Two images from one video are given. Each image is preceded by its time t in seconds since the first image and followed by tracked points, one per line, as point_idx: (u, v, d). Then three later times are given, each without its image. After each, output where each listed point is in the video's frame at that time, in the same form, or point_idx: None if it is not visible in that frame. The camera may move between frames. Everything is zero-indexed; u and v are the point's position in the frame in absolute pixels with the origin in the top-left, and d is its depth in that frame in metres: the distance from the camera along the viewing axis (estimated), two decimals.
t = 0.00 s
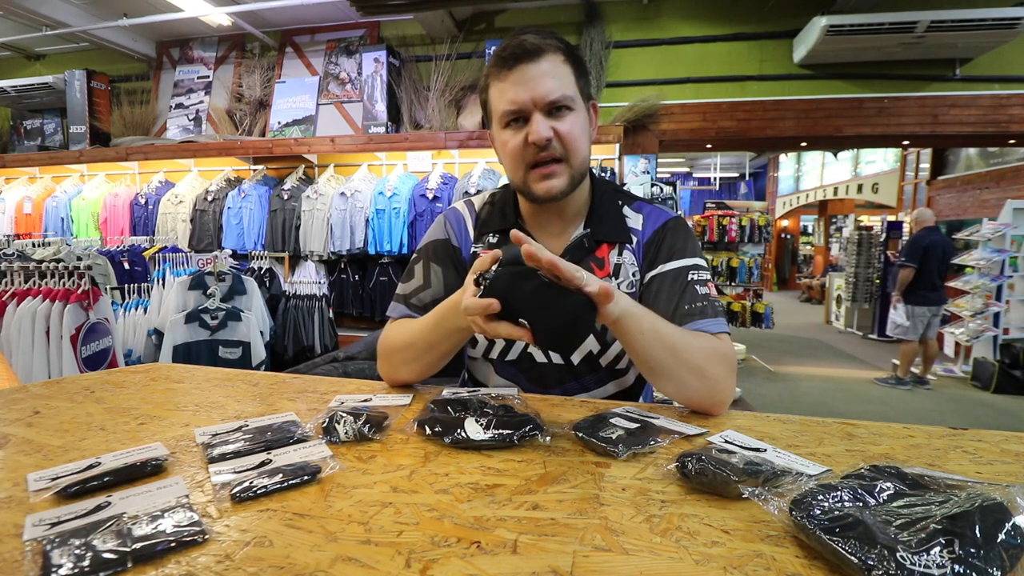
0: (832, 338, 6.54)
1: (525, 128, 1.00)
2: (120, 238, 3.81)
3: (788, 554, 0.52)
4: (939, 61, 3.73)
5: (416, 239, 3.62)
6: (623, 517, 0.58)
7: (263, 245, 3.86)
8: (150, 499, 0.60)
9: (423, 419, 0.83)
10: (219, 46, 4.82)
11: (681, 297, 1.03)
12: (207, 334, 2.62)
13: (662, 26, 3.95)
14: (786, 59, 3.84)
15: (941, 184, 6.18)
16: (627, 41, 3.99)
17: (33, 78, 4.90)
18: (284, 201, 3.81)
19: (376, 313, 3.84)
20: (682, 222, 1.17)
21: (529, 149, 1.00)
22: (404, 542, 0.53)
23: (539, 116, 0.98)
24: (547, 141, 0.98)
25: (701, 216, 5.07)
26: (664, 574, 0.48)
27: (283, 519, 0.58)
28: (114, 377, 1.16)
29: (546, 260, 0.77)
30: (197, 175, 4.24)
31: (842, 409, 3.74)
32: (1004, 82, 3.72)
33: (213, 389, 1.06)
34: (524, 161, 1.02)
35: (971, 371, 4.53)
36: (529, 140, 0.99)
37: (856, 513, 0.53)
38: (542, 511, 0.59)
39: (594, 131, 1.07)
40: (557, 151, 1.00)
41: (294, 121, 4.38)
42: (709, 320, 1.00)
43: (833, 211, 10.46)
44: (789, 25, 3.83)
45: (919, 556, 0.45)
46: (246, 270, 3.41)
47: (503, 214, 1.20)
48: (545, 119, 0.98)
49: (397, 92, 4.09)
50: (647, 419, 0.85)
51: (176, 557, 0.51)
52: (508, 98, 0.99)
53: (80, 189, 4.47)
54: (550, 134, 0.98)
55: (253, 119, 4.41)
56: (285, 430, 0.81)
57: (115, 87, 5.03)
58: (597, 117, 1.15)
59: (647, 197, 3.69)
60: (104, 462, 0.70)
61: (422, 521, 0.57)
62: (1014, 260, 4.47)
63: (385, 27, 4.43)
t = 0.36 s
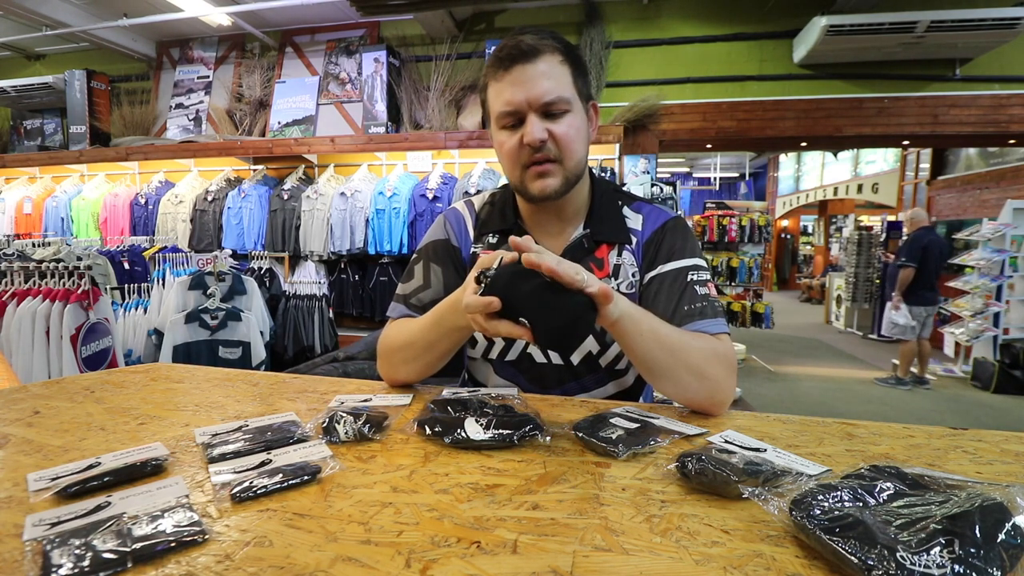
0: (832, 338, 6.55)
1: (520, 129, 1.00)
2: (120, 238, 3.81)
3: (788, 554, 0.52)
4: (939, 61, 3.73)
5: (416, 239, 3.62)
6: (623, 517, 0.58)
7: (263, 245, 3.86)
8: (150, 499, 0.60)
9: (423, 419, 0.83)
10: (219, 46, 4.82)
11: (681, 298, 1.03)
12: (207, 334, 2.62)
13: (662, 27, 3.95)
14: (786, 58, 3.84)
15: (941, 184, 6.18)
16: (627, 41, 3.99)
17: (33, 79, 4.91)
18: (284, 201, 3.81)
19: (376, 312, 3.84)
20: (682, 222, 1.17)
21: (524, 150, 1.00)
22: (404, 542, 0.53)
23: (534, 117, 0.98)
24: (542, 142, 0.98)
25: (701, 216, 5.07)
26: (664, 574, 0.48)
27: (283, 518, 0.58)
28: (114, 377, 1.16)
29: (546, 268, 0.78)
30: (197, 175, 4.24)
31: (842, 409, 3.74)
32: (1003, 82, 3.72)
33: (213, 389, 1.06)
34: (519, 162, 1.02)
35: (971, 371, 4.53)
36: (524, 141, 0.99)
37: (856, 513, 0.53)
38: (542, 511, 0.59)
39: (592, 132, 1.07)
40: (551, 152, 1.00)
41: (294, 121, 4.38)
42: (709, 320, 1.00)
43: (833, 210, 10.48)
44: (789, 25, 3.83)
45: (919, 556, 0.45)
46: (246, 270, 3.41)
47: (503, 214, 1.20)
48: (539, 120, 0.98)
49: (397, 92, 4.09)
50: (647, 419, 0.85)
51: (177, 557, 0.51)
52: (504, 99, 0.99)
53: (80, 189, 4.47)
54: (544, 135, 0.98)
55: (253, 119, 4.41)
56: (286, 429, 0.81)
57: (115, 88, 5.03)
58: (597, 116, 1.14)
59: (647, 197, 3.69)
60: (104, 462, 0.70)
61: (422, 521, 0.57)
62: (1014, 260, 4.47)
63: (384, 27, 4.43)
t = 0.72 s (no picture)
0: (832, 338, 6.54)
1: (521, 123, 1.00)
2: (120, 238, 3.81)
3: (788, 554, 0.52)
4: (940, 61, 3.73)
5: (416, 239, 3.62)
6: (623, 517, 0.58)
7: (263, 245, 3.86)
8: (151, 498, 0.60)
9: (423, 419, 0.83)
10: (219, 46, 4.82)
11: (681, 298, 1.03)
12: (207, 334, 2.62)
13: (662, 27, 3.95)
14: (786, 58, 3.84)
15: (941, 184, 6.18)
16: (627, 41, 3.99)
17: (33, 78, 4.90)
18: (284, 201, 3.81)
19: (376, 312, 3.84)
20: (681, 221, 1.17)
21: (524, 144, 1.00)
22: (404, 542, 0.53)
23: (535, 111, 0.98)
24: (542, 136, 0.98)
25: (701, 216, 5.07)
26: (663, 574, 0.48)
27: (283, 518, 0.58)
28: (114, 377, 1.17)
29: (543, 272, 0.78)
30: (197, 175, 4.24)
31: (842, 409, 3.74)
32: (1004, 82, 3.72)
33: (213, 389, 1.06)
34: (519, 157, 1.02)
35: (971, 371, 4.53)
36: (525, 135, 0.99)
37: (856, 513, 0.53)
38: (542, 511, 0.59)
39: (593, 129, 1.07)
40: (552, 146, 1.00)
41: (294, 121, 4.39)
42: (709, 320, 1.00)
43: (833, 210, 10.48)
44: (789, 25, 3.83)
45: (919, 556, 0.45)
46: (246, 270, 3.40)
47: (503, 214, 1.20)
48: (541, 114, 0.98)
49: (397, 92, 4.09)
50: (647, 420, 0.85)
51: (177, 557, 0.51)
52: (506, 93, 0.99)
53: (80, 189, 4.47)
54: (545, 128, 0.98)
55: (253, 119, 4.41)
56: (286, 429, 0.81)
57: (115, 88, 5.03)
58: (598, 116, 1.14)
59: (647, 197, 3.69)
60: (104, 462, 0.70)
61: (421, 521, 0.57)
62: (1015, 260, 4.47)
63: (385, 27, 4.43)
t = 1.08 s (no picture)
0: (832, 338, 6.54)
1: (536, 118, 0.99)
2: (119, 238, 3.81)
3: (789, 554, 0.52)
4: (939, 61, 3.73)
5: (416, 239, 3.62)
6: (623, 517, 0.58)
7: (263, 245, 3.86)
8: (150, 498, 0.60)
9: (423, 419, 0.83)
10: (219, 46, 4.83)
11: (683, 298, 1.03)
12: (207, 334, 2.62)
13: (662, 27, 3.95)
14: (786, 58, 3.84)
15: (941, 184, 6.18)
16: (627, 41, 3.99)
17: (33, 79, 4.90)
18: (284, 201, 3.81)
19: (376, 312, 3.84)
20: (682, 221, 1.17)
21: (539, 139, 0.99)
22: (404, 542, 0.53)
23: (553, 107, 0.98)
24: (558, 133, 0.98)
25: (701, 216, 5.07)
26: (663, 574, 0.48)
27: (283, 518, 0.58)
28: (114, 377, 1.17)
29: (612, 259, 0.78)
30: (197, 175, 4.24)
31: (842, 409, 3.73)
32: (1004, 82, 3.72)
33: (213, 389, 1.06)
34: (531, 152, 1.01)
35: (971, 371, 4.52)
36: (540, 130, 0.98)
37: (856, 513, 0.53)
38: (541, 511, 0.59)
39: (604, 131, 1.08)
40: (566, 144, 1.00)
41: (294, 121, 4.38)
42: (714, 320, 1.00)
43: (833, 210, 10.48)
44: (788, 25, 3.83)
45: (919, 556, 0.45)
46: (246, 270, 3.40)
47: (504, 215, 1.21)
48: (558, 112, 0.98)
49: (397, 92, 4.09)
50: (647, 419, 0.85)
51: (176, 557, 0.51)
52: (524, 87, 0.98)
53: (80, 189, 4.48)
54: (562, 125, 0.97)
55: (253, 119, 4.40)
56: (285, 429, 0.81)
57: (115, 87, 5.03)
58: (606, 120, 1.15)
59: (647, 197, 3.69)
60: (104, 462, 0.70)
61: (421, 521, 0.57)
62: (1014, 260, 4.46)
63: (384, 27, 4.43)
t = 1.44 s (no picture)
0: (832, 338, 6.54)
1: (546, 129, 0.99)
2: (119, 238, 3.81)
3: (789, 554, 0.52)
4: (940, 61, 3.73)
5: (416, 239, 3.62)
6: (623, 517, 0.58)
7: (263, 245, 3.86)
8: (150, 499, 0.60)
9: (423, 419, 0.83)
10: (219, 46, 4.83)
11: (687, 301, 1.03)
12: (207, 334, 2.62)
13: (662, 27, 3.96)
14: (786, 58, 3.84)
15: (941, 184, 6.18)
16: (627, 41, 3.99)
17: (33, 78, 4.90)
18: (284, 201, 3.81)
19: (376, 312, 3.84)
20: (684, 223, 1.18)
21: (546, 152, 1.00)
22: (404, 542, 0.53)
23: (564, 120, 0.98)
24: (567, 147, 0.98)
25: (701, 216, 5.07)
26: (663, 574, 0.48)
27: (283, 518, 0.58)
28: (114, 377, 1.17)
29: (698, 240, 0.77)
30: (197, 175, 4.24)
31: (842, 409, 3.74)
32: (1003, 82, 3.72)
33: (213, 389, 1.06)
34: (538, 163, 1.01)
35: (971, 371, 4.52)
36: (548, 143, 0.98)
37: (856, 513, 0.53)
38: (542, 511, 0.59)
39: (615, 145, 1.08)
40: (574, 159, 1.00)
41: (294, 121, 4.38)
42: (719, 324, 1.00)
43: (833, 210, 10.47)
44: (789, 25, 3.83)
45: (919, 556, 0.45)
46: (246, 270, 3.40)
47: (506, 216, 1.20)
48: (568, 125, 0.98)
49: (397, 92, 4.08)
50: (648, 420, 0.85)
51: (176, 557, 0.51)
52: (537, 96, 0.98)
53: (80, 189, 4.48)
54: (571, 140, 0.98)
55: (253, 119, 4.40)
56: (286, 430, 0.81)
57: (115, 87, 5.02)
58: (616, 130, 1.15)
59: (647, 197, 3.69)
60: (104, 462, 0.70)
61: (421, 521, 0.57)
62: (1015, 260, 4.46)
63: (385, 27, 4.43)
